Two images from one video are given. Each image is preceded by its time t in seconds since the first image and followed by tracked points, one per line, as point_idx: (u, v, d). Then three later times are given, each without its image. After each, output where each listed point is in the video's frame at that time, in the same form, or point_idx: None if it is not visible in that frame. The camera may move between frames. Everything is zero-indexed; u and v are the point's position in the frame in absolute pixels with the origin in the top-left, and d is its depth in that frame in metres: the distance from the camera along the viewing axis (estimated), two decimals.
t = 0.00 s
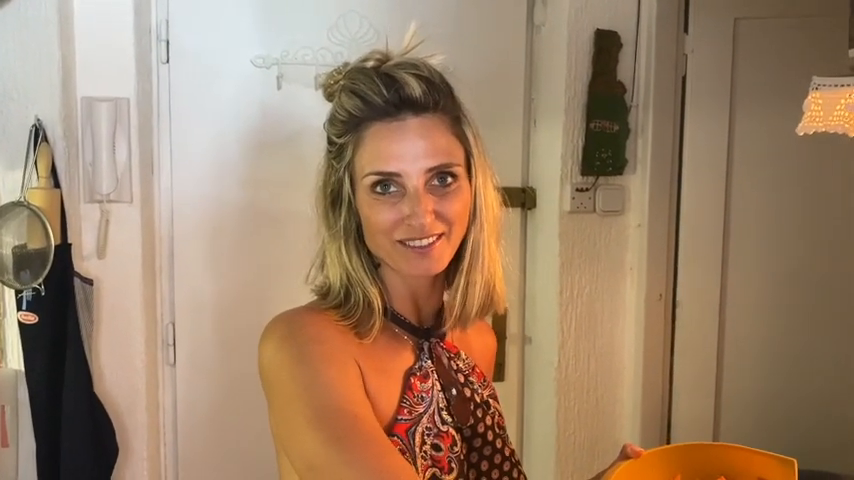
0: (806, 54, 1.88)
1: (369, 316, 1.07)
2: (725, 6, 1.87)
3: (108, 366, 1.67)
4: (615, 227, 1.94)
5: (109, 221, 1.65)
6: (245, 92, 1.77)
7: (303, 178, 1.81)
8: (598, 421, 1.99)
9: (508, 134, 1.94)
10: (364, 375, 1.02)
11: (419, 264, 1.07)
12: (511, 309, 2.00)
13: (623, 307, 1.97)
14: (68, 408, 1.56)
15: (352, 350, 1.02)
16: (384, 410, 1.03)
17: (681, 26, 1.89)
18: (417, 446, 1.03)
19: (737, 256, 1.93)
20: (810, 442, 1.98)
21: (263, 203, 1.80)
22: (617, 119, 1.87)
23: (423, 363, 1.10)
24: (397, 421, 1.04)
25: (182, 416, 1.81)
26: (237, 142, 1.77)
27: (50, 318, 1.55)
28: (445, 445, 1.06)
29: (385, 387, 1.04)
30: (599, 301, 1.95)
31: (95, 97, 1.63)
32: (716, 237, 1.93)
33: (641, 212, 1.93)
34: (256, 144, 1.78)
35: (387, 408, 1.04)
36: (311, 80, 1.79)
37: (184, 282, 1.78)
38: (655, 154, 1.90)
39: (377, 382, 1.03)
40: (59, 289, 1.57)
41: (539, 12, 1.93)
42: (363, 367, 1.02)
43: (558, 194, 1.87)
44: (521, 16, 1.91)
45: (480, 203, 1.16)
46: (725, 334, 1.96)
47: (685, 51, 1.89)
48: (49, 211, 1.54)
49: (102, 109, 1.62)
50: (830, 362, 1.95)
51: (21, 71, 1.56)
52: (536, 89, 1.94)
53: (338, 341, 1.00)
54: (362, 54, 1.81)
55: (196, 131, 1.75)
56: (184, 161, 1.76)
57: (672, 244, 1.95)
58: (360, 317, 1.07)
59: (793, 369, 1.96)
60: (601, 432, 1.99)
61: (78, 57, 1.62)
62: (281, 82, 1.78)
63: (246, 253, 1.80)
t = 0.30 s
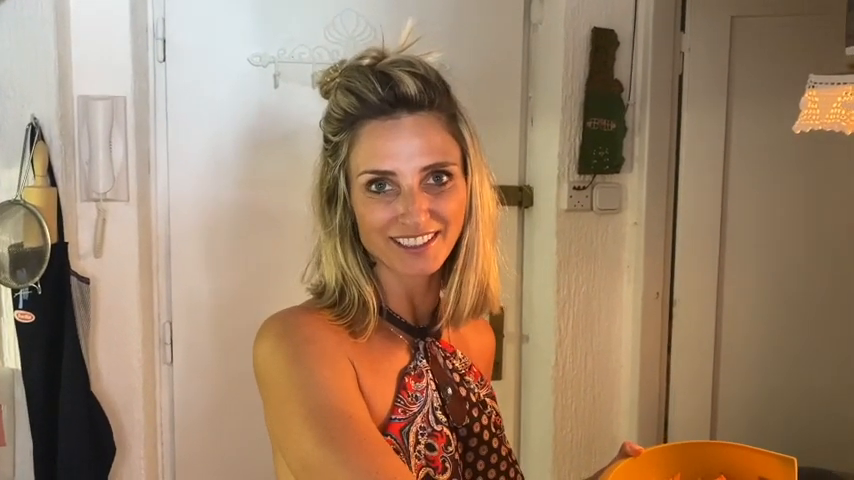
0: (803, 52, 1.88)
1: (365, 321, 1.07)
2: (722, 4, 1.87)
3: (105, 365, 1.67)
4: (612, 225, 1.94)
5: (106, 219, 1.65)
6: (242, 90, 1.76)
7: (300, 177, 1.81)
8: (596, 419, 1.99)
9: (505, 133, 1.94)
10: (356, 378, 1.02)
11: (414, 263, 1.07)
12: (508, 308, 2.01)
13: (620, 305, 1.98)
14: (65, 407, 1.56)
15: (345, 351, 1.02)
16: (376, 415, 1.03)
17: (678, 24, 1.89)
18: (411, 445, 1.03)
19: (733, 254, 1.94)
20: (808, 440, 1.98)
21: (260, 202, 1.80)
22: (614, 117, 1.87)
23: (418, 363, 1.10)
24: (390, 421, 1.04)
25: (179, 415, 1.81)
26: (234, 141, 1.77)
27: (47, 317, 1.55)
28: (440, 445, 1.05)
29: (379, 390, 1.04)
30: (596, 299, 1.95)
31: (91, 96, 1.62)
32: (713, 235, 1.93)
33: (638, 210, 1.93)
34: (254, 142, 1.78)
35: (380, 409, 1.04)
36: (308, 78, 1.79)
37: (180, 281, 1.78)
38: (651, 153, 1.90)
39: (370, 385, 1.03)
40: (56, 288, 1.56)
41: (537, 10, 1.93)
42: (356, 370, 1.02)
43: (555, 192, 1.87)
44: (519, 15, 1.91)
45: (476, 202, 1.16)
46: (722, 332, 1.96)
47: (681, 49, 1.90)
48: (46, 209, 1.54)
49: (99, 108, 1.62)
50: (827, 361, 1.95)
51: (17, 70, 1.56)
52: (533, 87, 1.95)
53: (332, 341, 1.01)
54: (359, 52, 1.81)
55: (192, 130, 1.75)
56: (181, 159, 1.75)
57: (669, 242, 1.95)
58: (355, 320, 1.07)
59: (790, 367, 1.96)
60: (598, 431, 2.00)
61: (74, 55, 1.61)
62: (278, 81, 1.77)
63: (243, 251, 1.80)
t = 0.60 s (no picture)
0: (798, 50, 1.88)
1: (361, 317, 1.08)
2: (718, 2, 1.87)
3: (101, 364, 1.67)
4: (608, 223, 1.95)
5: (101, 217, 1.65)
6: (238, 88, 1.76)
7: (295, 176, 1.81)
8: (592, 416, 1.99)
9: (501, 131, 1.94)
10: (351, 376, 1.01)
11: (410, 260, 1.08)
12: (504, 306, 2.02)
13: (616, 304, 1.99)
14: (61, 406, 1.56)
15: (340, 349, 1.02)
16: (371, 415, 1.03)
17: (673, 22, 1.90)
18: (407, 441, 1.03)
19: (729, 251, 1.94)
20: (803, 437, 1.99)
21: (256, 200, 1.80)
22: (609, 115, 1.87)
23: (413, 359, 1.10)
24: (386, 416, 1.04)
25: (176, 413, 1.81)
26: (229, 139, 1.77)
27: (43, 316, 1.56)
28: (435, 440, 1.05)
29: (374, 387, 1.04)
30: (593, 297, 1.95)
31: (86, 94, 1.62)
32: (709, 233, 1.93)
33: (634, 207, 1.94)
34: (249, 140, 1.78)
35: (375, 407, 1.04)
36: (304, 76, 1.78)
37: (176, 279, 1.78)
38: (647, 151, 1.90)
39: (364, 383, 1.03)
40: (51, 286, 1.57)
41: (532, 9, 1.93)
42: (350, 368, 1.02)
43: (551, 191, 1.88)
44: (514, 13, 1.92)
45: (472, 199, 1.17)
46: (718, 329, 1.97)
47: (677, 47, 1.90)
48: (42, 207, 1.54)
49: (94, 106, 1.62)
50: (821, 358, 1.96)
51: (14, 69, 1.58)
52: (529, 85, 1.95)
53: (328, 340, 1.01)
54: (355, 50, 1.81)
55: (188, 128, 1.75)
56: (178, 156, 1.75)
57: (665, 239, 1.95)
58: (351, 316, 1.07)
59: (785, 364, 1.97)
60: (595, 428, 2.00)
61: (69, 53, 1.61)
62: (274, 79, 1.77)
63: (238, 249, 1.80)
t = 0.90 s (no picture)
0: (790, 48, 1.88)
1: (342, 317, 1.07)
2: None
3: (94, 363, 1.66)
4: (601, 220, 1.95)
5: (93, 215, 1.64)
6: (231, 86, 1.75)
7: (289, 176, 1.81)
8: (585, 413, 2.00)
9: (494, 129, 1.94)
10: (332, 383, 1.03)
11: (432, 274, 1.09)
12: (498, 305, 2.01)
13: (609, 301, 1.99)
14: (53, 406, 1.55)
15: (326, 352, 1.03)
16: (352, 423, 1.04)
17: (666, 20, 1.90)
18: (395, 440, 1.04)
19: (721, 249, 1.95)
20: (796, 434, 1.99)
21: (250, 199, 1.79)
22: (603, 113, 1.88)
23: (399, 357, 1.11)
24: (374, 417, 1.05)
25: (169, 412, 1.81)
26: (222, 137, 1.76)
27: (34, 315, 1.55)
28: (424, 437, 1.07)
29: (357, 394, 1.05)
30: (586, 294, 1.96)
31: (77, 93, 1.61)
32: (701, 230, 1.94)
33: (627, 205, 1.94)
34: (243, 139, 1.77)
35: (361, 409, 1.05)
36: (296, 74, 1.78)
37: (168, 277, 1.77)
38: (640, 148, 1.91)
39: (346, 389, 1.05)
40: (42, 285, 1.56)
41: (526, 6, 1.92)
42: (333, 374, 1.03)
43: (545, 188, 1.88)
44: (508, 11, 1.91)
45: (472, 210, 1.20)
46: (710, 327, 1.97)
47: (670, 45, 1.90)
48: (33, 206, 1.54)
49: (86, 104, 1.61)
50: (813, 355, 1.97)
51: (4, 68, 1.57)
52: (522, 83, 1.95)
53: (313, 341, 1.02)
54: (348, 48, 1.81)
55: (180, 126, 1.74)
56: (170, 154, 1.74)
57: (657, 237, 1.96)
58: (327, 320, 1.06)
59: (777, 360, 1.98)
60: (588, 425, 2.01)
61: (60, 51, 1.60)
62: (266, 77, 1.77)
63: (231, 247, 1.79)
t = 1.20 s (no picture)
0: (784, 46, 1.89)
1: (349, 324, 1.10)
2: None
3: (88, 362, 1.66)
4: (596, 219, 1.95)
5: (87, 214, 1.63)
6: (226, 84, 1.75)
7: (285, 174, 1.80)
8: (581, 410, 2.00)
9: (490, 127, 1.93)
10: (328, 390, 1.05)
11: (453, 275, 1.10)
12: (493, 304, 2.00)
13: (605, 299, 1.99)
14: (48, 406, 1.55)
15: (322, 357, 1.05)
16: (347, 429, 1.06)
17: (661, 17, 1.90)
18: (397, 445, 1.06)
19: (717, 247, 1.95)
20: (788, 430, 2.01)
21: (246, 198, 1.79)
22: (598, 111, 1.88)
23: (401, 361, 1.13)
24: (375, 422, 1.07)
25: (164, 412, 1.80)
26: (218, 135, 1.76)
27: (27, 315, 1.54)
28: (426, 442, 1.07)
29: (354, 400, 1.08)
30: (581, 292, 1.96)
31: (71, 90, 1.61)
32: (696, 229, 1.94)
33: (621, 203, 1.94)
34: (239, 137, 1.77)
35: (360, 415, 1.07)
36: (291, 72, 1.78)
37: (162, 275, 1.76)
38: (635, 146, 1.91)
39: (344, 395, 1.07)
40: (37, 285, 1.56)
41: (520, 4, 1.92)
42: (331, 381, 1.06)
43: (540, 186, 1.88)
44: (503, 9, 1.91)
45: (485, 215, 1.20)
46: (705, 324, 1.98)
47: (664, 43, 1.90)
48: (26, 204, 1.53)
49: (79, 102, 1.60)
50: (806, 352, 1.98)
51: None
52: (517, 81, 1.95)
53: (308, 347, 1.04)
54: (342, 45, 1.80)
55: (174, 124, 1.73)
56: (164, 152, 1.73)
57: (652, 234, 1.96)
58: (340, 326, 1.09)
59: (771, 358, 1.99)
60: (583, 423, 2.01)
61: (52, 49, 1.60)
62: (261, 75, 1.76)
63: (226, 247, 1.78)
